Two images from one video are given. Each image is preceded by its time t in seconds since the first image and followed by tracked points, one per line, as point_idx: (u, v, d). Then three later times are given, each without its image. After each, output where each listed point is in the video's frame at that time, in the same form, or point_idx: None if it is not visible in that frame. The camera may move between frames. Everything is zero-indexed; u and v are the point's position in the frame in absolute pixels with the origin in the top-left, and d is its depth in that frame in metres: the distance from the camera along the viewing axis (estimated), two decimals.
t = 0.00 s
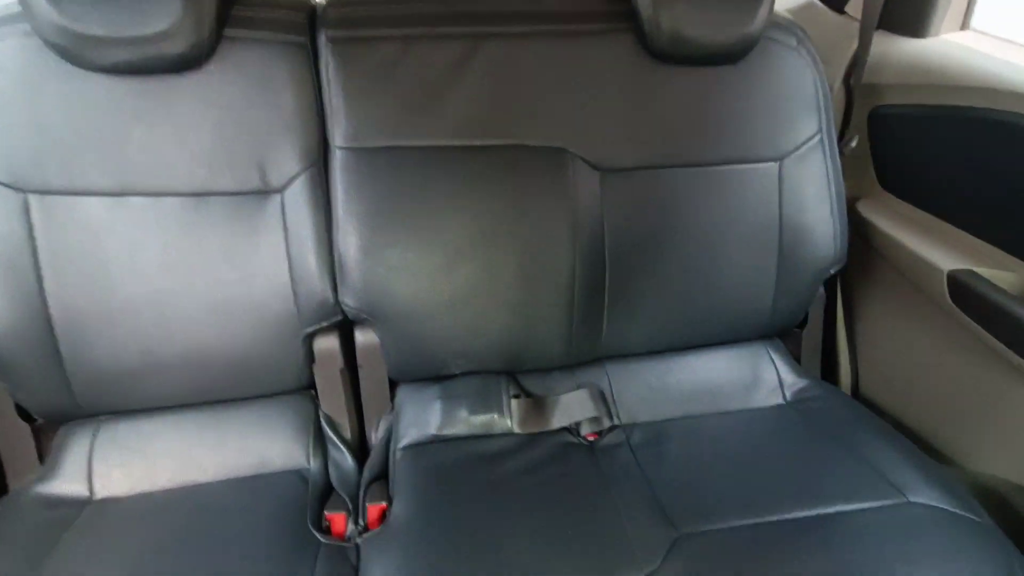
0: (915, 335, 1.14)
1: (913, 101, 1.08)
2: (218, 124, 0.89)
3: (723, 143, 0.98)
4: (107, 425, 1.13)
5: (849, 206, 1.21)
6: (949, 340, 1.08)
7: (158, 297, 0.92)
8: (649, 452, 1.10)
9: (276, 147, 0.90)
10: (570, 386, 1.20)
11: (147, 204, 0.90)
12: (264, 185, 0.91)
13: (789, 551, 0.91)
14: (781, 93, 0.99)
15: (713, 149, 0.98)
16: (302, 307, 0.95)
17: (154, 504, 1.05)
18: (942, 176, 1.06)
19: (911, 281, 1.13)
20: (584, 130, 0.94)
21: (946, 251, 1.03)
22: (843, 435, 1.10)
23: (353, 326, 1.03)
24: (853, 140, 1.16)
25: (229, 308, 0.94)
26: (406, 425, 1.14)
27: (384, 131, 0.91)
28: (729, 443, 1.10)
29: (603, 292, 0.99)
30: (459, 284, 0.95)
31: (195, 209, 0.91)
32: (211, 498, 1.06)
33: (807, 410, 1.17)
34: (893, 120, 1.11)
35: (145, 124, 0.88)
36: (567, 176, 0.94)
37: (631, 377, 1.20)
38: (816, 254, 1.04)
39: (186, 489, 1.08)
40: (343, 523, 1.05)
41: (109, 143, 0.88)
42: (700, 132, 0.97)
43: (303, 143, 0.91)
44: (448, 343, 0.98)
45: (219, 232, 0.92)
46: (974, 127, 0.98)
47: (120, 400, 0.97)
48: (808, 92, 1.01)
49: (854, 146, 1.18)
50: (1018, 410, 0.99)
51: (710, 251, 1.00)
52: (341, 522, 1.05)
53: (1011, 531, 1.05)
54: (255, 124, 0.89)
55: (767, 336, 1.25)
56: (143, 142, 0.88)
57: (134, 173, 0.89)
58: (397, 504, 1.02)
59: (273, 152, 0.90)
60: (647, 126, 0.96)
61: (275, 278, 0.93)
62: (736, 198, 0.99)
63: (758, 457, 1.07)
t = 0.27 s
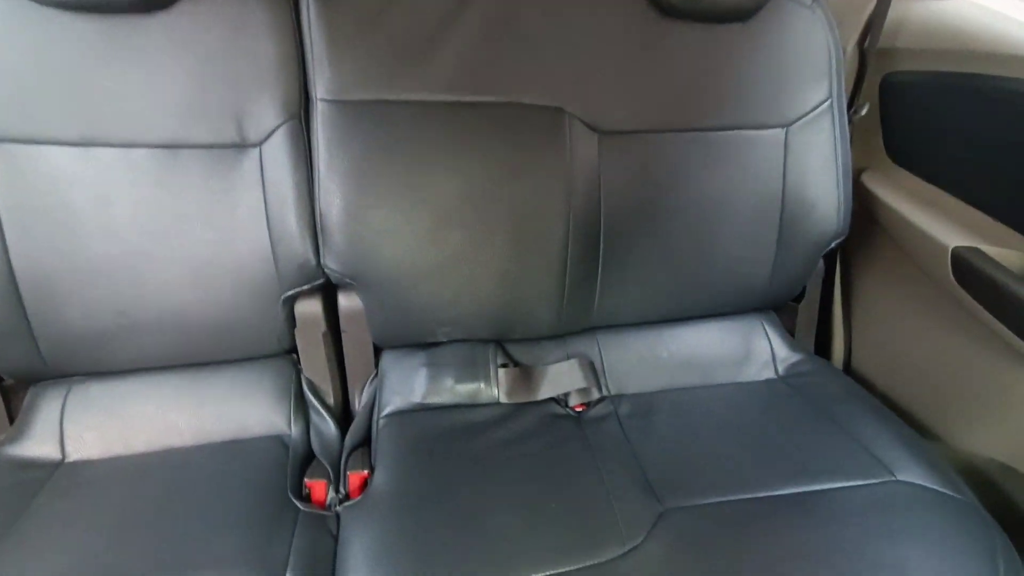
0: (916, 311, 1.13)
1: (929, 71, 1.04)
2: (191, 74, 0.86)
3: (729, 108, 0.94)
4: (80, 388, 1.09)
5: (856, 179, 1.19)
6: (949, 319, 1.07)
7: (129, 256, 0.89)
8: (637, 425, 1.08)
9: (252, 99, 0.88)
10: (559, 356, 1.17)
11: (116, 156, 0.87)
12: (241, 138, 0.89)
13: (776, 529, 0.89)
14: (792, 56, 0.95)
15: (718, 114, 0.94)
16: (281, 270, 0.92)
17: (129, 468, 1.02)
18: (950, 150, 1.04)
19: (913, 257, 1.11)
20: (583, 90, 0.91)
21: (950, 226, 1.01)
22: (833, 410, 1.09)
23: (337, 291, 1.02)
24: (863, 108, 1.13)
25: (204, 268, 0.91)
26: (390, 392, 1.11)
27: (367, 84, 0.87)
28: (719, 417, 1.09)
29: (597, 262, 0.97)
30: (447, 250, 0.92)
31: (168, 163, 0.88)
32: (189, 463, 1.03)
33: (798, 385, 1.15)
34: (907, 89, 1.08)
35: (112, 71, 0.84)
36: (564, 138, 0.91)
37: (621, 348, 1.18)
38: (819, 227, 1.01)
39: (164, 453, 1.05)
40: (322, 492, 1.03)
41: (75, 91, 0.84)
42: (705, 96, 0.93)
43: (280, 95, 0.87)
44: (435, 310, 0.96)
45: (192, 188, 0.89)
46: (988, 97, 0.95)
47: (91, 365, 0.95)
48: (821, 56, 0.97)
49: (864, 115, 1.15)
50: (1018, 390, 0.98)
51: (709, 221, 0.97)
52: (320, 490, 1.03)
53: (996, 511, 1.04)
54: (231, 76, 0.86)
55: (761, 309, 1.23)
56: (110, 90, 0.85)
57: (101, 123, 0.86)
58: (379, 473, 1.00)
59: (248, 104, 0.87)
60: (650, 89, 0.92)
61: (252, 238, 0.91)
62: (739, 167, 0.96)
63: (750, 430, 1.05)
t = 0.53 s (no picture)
0: (917, 283, 1.11)
1: (945, 29, 1.00)
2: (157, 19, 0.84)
3: (735, 66, 0.91)
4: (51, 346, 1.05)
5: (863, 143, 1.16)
6: (948, 291, 1.06)
7: (99, 208, 0.89)
8: (626, 393, 1.06)
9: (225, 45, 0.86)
10: (548, 322, 1.14)
11: (79, 102, 0.86)
12: (213, 86, 0.87)
13: (762, 502, 0.88)
14: (806, 12, 0.91)
15: (722, 72, 0.90)
16: (258, 225, 0.93)
17: (104, 428, 0.99)
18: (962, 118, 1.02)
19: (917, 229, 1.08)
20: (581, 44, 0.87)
21: (958, 197, 0.98)
22: (824, 380, 1.07)
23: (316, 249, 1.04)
24: (875, 70, 1.10)
25: (172, 223, 0.91)
26: (373, 355, 1.08)
27: (351, 30, 0.84)
28: (709, 387, 1.06)
29: (591, 224, 0.95)
30: (433, 210, 0.91)
31: (134, 112, 0.87)
32: (166, 423, 1.00)
33: (790, 355, 1.13)
34: (921, 49, 1.03)
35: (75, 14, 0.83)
36: (561, 94, 0.88)
37: (611, 315, 1.15)
38: (822, 194, 0.99)
39: (140, 413, 1.02)
40: (303, 455, 1.00)
41: (35, 36, 0.83)
42: (708, 52, 0.90)
43: (256, 40, 0.85)
44: (423, 272, 0.96)
45: (160, 137, 0.88)
46: (1005, 59, 0.91)
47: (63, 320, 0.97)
48: (838, 12, 0.92)
49: (876, 77, 1.12)
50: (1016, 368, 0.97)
51: (708, 185, 0.95)
52: (302, 453, 1.00)
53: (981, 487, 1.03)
54: (202, 21, 0.84)
55: (757, 278, 1.20)
56: (71, 34, 0.83)
57: (62, 68, 0.84)
58: (361, 438, 0.97)
59: (222, 50, 0.85)
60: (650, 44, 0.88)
61: (227, 190, 0.91)
62: (743, 128, 0.93)
63: (739, 399, 1.04)
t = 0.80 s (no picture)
0: (921, 247, 1.08)
1: None
2: None
3: (744, 15, 0.86)
4: (28, 298, 1.02)
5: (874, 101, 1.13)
6: (949, 258, 1.03)
7: (76, 151, 0.86)
8: (618, 355, 1.04)
9: None
10: (542, 282, 1.12)
11: (40, 37, 0.81)
12: (188, 23, 0.83)
13: (752, 468, 0.86)
14: None
15: (730, 21, 0.86)
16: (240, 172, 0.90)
17: (85, 381, 0.97)
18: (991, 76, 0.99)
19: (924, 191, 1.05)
20: None
21: (969, 160, 0.95)
22: (819, 345, 1.06)
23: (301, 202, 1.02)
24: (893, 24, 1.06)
25: (152, 170, 0.88)
26: (362, 312, 1.05)
27: None
28: (703, 351, 1.05)
29: (589, 180, 0.92)
30: (424, 162, 0.87)
31: (102, 49, 0.83)
32: (149, 378, 0.98)
33: (786, 318, 1.11)
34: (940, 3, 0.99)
35: None
36: (558, 40, 0.84)
37: (607, 275, 1.12)
38: (828, 154, 0.96)
39: (120, 366, 1.00)
40: (289, 413, 0.99)
41: None
42: None
43: None
44: (416, 225, 0.93)
45: (131, 78, 0.84)
46: None
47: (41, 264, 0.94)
48: None
49: (892, 32, 1.08)
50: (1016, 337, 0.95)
51: (711, 141, 0.92)
52: (287, 411, 0.99)
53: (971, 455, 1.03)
54: None
55: (756, 239, 1.18)
56: None
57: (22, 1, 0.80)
58: (347, 396, 0.95)
59: None
60: None
61: (205, 135, 0.87)
62: (749, 82, 0.89)
63: (733, 363, 1.02)
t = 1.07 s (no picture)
0: (923, 214, 1.07)
1: None
2: None
3: None
4: (8, 254, 0.99)
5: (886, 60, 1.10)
6: (950, 225, 1.02)
7: (56, 101, 0.83)
8: (611, 319, 1.03)
9: None
10: (535, 244, 1.10)
11: None
12: None
13: (743, 434, 0.86)
14: None
15: None
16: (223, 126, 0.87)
17: (70, 340, 0.95)
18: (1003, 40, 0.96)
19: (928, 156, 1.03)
20: None
21: (978, 125, 0.93)
22: (814, 312, 1.05)
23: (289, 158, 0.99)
24: None
25: (134, 123, 0.85)
26: (352, 273, 1.04)
27: None
28: (697, 316, 1.03)
29: (587, 140, 0.90)
30: (417, 118, 0.85)
31: None
32: (135, 337, 0.96)
33: (783, 284, 1.10)
34: None
35: None
36: None
37: (602, 239, 1.10)
38: (834, 116, 0.93)
39: (104, 325, 0.98)
40: (278, 373, 0.97)
41: None
42: None
43: None
44: (408, 183, 0.91)
45: (105, 24, 0.80)
46: None
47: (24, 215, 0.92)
48: None
49: None
50: (1015, 306, 0.94)
51: (712, 102, 0.89)
52: (275, 371, 0.97)
53: (958, 422, 1.03)
54: None
55: (757, 204, 1.15)
56: None
57: None
58: (337, 357, 0.94)
59: None
60: None
61: (185, 86, 0.84)
62: (756, 41, 0.86)
63: (727, 328, 1.01)
